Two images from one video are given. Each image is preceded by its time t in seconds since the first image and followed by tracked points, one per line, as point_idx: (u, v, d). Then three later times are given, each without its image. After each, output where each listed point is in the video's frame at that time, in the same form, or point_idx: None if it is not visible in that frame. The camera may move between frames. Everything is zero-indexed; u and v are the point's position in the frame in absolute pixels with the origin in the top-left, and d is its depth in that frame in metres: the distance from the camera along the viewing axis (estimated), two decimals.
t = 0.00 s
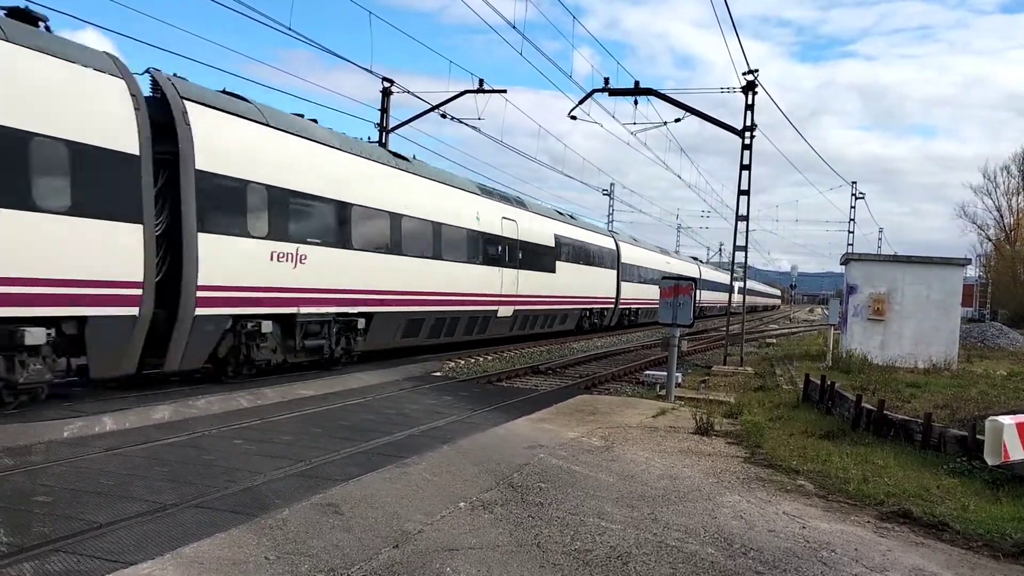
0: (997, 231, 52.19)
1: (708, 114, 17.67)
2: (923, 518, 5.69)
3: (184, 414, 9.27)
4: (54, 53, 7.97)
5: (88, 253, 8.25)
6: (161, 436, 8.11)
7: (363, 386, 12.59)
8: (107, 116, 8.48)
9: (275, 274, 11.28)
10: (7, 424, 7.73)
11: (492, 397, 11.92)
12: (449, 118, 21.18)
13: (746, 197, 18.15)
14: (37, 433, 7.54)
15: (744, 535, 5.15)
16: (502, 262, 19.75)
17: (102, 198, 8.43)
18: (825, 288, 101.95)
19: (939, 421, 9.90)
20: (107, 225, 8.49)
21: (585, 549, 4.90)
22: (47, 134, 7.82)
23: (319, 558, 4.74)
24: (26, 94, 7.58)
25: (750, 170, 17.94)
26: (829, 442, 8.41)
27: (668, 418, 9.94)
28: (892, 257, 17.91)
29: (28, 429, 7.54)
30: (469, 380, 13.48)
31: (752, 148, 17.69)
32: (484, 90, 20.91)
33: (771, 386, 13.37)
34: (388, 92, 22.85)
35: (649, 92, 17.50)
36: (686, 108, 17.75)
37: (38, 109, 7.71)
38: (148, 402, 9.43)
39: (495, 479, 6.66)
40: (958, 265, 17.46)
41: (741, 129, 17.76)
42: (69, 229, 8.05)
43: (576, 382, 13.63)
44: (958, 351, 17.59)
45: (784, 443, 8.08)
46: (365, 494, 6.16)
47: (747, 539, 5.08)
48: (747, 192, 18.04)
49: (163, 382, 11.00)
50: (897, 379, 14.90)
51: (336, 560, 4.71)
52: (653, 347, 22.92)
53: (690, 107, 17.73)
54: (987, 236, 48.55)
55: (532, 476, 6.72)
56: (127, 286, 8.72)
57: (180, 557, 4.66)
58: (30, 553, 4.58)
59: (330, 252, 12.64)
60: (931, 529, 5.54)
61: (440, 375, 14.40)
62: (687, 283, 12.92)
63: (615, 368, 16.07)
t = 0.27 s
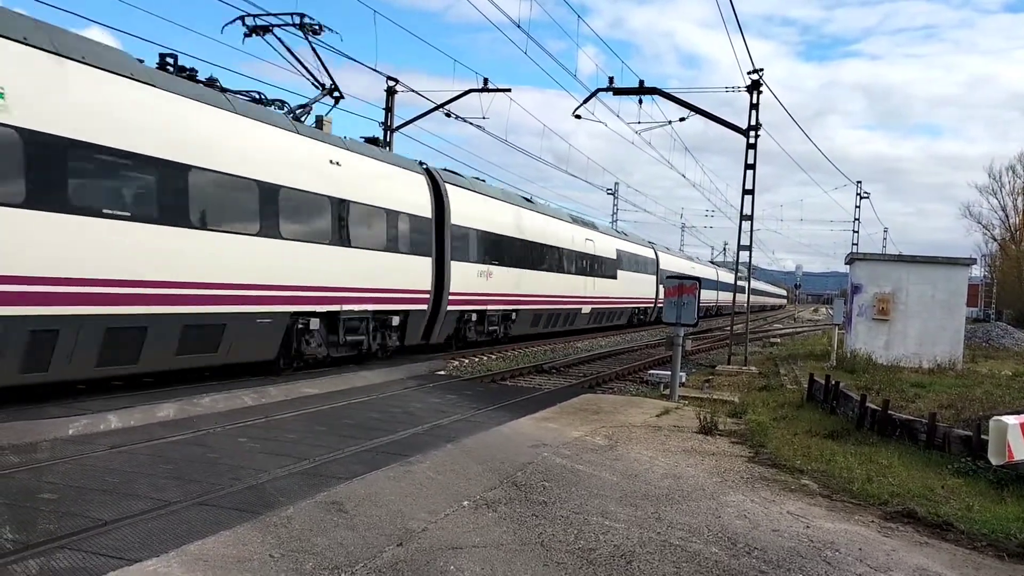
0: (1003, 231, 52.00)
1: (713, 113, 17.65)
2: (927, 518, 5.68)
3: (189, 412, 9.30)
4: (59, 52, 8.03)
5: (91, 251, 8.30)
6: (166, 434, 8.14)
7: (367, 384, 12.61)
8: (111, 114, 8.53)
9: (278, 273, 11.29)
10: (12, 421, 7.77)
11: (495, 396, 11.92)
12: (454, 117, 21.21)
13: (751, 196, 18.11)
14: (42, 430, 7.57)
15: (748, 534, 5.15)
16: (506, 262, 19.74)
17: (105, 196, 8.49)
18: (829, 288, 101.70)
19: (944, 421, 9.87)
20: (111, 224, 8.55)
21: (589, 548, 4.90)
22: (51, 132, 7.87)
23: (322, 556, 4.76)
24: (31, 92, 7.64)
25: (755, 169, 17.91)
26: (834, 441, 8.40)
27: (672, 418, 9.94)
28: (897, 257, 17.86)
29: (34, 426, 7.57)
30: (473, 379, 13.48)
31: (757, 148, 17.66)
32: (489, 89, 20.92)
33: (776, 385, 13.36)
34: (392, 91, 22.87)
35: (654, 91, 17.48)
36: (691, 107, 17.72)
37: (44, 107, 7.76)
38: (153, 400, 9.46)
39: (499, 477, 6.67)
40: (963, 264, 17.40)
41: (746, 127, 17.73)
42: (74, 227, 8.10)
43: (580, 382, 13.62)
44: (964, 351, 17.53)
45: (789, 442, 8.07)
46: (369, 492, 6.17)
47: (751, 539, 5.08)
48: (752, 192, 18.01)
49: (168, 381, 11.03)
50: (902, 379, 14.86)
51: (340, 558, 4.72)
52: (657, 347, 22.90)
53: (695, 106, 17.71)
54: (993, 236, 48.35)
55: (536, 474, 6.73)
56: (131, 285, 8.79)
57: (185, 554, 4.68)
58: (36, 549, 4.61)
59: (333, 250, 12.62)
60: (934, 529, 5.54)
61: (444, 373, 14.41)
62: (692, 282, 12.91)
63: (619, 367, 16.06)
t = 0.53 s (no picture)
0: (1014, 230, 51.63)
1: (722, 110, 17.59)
2: (937, 517, 5.66)
3: (199, 408, 9.35)
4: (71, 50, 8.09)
5: (103, 247, 8.37)
6: (175, 429, 8.19)
7: (375, 381, 12.65)
8: (123, 112, 8.60)
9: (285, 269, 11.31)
10: (24, 415, 7.83)
11: (504, 392, 11.94)
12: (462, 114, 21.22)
13: (761, 194, 18.04)
14: (53, 424, 7.63)
15: (757, 532, 5.15)
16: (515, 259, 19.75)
17: (117, 192, 8.55)
18: (838, 286, 101.30)
19: (955, 420, 9.83)
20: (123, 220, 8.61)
21: (598, 544, 4.91)
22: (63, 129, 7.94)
23: (332, 551, 4.78)
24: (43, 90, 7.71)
25: (765, 167, 17.84)
26: (843, 440, 8.37)
27: (680, 415, 9.94)
28: (908, 255, 17.76)
29: (45, 421, 7.63)
30: (482, 376, 13.50)
31: (767, 145, 17.60)
32: (497, 86, 20.91)
33: (785, 383, 13.32)
34: (401, 88, 22.90)
35: (663, 88, 17.43)
36: (700, 104, 17.66)
37: (56, 104, 7.83)
38: (163, 395, 9.52)
39: (508, 474, 6.68)
40: (974, 263, 17.29)
41: (756, 125, 17.66)
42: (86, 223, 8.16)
43: (588, 379, 13.62)
44: (974, 350, 17.43)
45: (798, 441, 8.06)
46: (378, 488, 6.19)
47: (760, 537, 5.08)
48: (761, 189, 17.94)
49: (178, 376, 11.09)
50: (912, 377, 14.79)
51: (349, 553, 4.74)
52: (665, 345, 22.86)
53: (704, 104, 17.65)
54: (1004, 234, 48.03)
55: (544, 471, 6.74)
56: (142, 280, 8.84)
57: (195, 548, 4.71)
58: (48, 543, 4.64)
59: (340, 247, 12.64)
60: (944, 528, 5.51)
61: (452, 370, 14.43)
62: (701, 280, 12.89)
63: (627, 364, 16.05)
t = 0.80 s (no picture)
0: None
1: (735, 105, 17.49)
2: (950, 514, 5.63)
3: (211, 400, 9.41)
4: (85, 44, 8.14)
5: (116, 240, 8.43)
6: (187, 421, 8.24)
7: (386, 375, 12.68)
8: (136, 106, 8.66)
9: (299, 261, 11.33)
10: (38, 407, 7.90)
11: (514, 387, 11.94)
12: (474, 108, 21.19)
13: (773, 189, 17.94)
14: (67, 417, 7.69)
15: (769, 528, 5.14)
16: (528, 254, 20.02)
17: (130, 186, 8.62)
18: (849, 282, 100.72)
19: (968, 418, 9.76)
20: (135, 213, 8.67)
21: (608, 539, 4.91)
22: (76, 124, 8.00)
23: (343, 544, 4.81)
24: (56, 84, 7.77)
25: (777, 162, 17.74)
26: (855, 437, 8.33)
27: (691, 411, 9.91)
28: (922, 251, 17.62)
29: (58, 413, 7.69)
30: (492, 371, 13.51)
31: (780, 140, 17.49)
32: (509, 80, 20.85)
33: (796, 380, 13.27)
34: (412, 83, 22.88)
35: (675, 82, 17.34)
36: (713, 99, 17.56)
37: (69, 99, 7.89)
38: (176, 388, 9.59)
39: (518, 468, 6.69)
40: (988, 259, 17.15)
41: (769, 120, 17.55)
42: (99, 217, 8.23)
43: (598, 374, 13.61)
44: (987, 348, 17.30)
45: (810, 437, 8.02)
46: (389, 481, 6.21)
47: (772, 533, 5.06)
48: (773, 184, 17.84)
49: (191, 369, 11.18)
50: (924, 374, 14.70)
51: (361, 546, 4.76)
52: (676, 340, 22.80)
53: (716, 98, 17.56)
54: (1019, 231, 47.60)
55: (555, 466, 6.74)
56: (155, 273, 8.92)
57: (207, 540, 4.74)
58: (62, 534, 4.69)
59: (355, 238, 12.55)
60: (958, 525, 5.48)
61: (462, 364, 14.45)
62: (712, 275, 12.84)
63: (637, 360, 16.02)
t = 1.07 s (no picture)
0: None
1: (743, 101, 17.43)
2: (957, 512, 5.61)
3: (217, 393, 9.45)
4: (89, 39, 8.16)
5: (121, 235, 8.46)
6: (194, 414, 8.27)
7: (391, 369, 12.70)
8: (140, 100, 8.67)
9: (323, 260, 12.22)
10: (45, 399, 7.93)
11: (519, 383, 11.95)
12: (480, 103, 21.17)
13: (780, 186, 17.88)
14: (74, 409, 7.72)
15: (774, 526, 5.13)
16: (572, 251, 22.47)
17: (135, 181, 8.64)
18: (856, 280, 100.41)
19: (975, 416, 9.73)
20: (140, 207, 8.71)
21: (614, 535, 4.91)
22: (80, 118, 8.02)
23: (349, 537, 4.82)
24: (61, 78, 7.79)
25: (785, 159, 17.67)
26: (861, 434, 8.30)
27: (697, 408, 9.91)
28: (929, 248, 17.55)
29: (65, 406, 7.73)
30: (497, 366, 13.52)
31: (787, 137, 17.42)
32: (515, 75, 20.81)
33: (802, 377, 13.24)
34: (419, 78, 22.87)
35: (683, 79, 17.28)
36: (720, 95, 17.50)
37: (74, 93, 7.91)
38: (182, 381, 9.62)
39: (523, 463, 6.69)
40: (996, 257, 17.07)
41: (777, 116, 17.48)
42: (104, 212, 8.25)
43: (603, 370, 13.61)
44: (994, 346, 17.23)
45: (816, 435, 8.01)
46: (395, 475, 6.22)
47: (778, 530, 5.05)
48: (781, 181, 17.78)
49: (198, 363, 11.22)
50: (931, 372, 14.65)
51: (367, 540, 4.77)
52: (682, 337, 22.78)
53: (723, 94, 17.50)
54: None
55: (560, 462, 6.74)
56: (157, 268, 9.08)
57: (213, 533, 4.75)
58: (68, 526, 4.71)
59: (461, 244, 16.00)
60: (964, 524, 5.47)
61: (467, 360, 14.47)
62: (719, 272, 12.82)
63: (643, 356, 16.01)
